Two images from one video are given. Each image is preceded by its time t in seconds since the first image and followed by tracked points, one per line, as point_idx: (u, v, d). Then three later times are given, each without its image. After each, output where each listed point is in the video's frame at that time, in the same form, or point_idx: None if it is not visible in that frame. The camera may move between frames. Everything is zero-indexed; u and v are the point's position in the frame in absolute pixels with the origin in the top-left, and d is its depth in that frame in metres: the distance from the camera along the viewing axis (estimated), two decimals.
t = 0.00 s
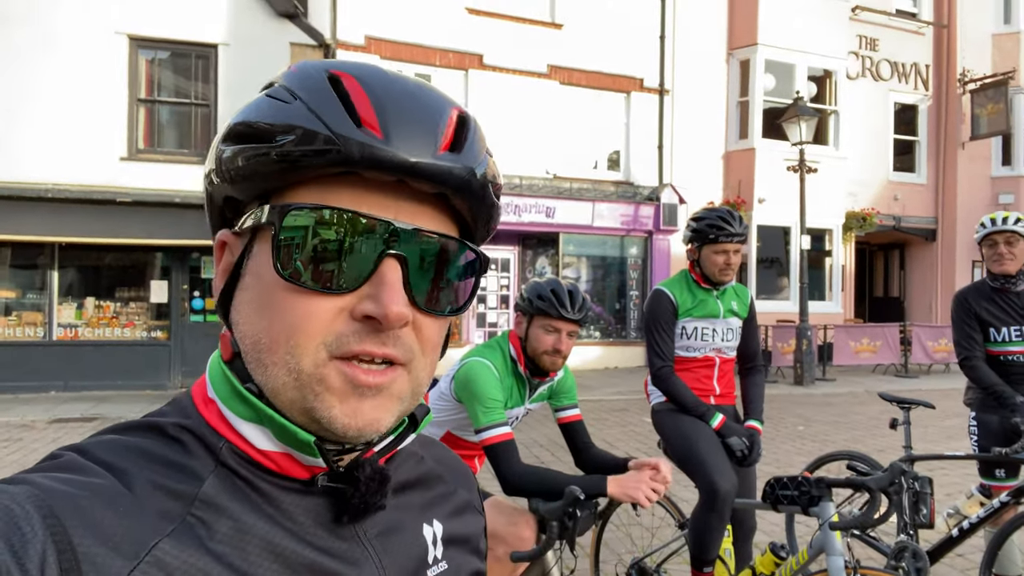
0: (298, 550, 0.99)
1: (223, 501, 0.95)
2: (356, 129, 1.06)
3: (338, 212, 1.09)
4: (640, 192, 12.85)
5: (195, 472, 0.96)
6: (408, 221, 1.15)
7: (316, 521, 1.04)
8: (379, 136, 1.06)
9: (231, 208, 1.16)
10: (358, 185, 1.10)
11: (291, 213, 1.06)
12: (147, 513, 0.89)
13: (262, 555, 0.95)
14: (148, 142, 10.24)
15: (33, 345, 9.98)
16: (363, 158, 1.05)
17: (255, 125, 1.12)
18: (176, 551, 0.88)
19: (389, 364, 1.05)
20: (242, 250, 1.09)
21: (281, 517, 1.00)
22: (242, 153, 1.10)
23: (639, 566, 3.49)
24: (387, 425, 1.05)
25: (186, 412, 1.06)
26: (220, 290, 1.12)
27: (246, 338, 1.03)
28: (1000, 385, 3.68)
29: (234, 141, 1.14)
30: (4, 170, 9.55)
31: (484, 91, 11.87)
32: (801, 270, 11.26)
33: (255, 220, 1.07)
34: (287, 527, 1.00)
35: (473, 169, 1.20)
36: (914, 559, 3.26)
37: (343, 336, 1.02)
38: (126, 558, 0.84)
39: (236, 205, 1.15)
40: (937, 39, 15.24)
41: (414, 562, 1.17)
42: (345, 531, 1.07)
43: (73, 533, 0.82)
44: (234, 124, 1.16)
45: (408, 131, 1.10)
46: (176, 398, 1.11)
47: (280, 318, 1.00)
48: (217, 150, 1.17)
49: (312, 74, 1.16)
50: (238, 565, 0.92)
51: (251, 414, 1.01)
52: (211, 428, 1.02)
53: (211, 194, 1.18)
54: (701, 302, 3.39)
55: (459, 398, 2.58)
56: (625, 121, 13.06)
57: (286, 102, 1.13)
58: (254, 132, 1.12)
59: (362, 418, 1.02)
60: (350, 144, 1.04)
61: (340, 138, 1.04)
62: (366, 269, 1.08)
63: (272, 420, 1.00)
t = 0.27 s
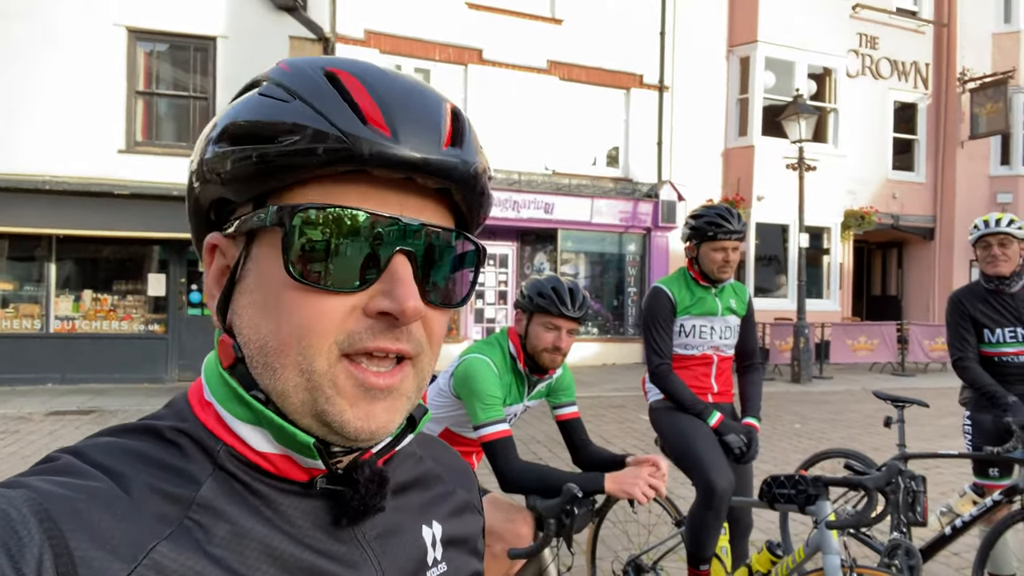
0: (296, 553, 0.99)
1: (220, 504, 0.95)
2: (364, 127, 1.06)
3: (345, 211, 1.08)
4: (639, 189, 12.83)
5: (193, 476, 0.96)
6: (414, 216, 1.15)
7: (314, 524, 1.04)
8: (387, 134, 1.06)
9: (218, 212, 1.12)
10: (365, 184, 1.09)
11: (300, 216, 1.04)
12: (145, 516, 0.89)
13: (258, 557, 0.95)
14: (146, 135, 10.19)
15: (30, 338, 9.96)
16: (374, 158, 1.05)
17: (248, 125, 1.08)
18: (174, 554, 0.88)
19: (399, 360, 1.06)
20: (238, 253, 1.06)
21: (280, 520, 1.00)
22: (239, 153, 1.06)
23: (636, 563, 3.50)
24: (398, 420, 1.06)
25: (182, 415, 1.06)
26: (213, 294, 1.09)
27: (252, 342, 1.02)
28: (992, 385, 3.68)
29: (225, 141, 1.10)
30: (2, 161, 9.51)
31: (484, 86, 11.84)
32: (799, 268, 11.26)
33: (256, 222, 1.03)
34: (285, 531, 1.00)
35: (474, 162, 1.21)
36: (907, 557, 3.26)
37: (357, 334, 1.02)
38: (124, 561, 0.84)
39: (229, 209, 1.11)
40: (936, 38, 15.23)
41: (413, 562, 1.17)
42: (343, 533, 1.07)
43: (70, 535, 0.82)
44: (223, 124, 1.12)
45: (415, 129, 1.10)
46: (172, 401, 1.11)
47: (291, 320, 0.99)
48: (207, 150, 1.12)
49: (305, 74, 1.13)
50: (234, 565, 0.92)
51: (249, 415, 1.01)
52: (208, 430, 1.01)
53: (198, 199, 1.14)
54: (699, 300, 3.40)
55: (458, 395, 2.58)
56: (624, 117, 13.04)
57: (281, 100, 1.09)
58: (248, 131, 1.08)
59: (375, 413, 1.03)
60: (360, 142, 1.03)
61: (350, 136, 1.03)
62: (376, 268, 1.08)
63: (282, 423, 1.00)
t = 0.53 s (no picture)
0: (299, 556, 0.98)
1: (223, 506, 0.94)
2: (381, 130, 1.05)
3: (357, 214, 1.07)
4: (634, 189, 12.84)
5: (195, 478, 0.95)
6: (424, 217, 1.15)
7: (318, 527, 1.03)
8: (404, 137, 1.06)
9: (213, 217, 1.08)
10: (379, 186, 1.09)
11: (316, 222, 1.03)
12: (147, 519, 0.88)
13: (260, 558, 0.94)
14: (139, 135, 10.14)
15: (23, 339, 9.90)
16: (395, 163, 1.05)
17: (250, 128, 1.04)
18: (176, 556, 0.87)
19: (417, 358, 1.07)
20: (244, 260, 1.02)
21: (283, 523, 0.99)
22: (243, 158, 1.02)
23: (632, 564, 3.54)
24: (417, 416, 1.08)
25: (185, 418, 1.05)
26: (216, 302, 1.05)
27: (268, 349, 1.00)
28: (984, 385, 3.69)
29: (228, 146, 1.05)
30: None
31: (479, 87, 11.83)
32: (793, 268, 11.29)
33: (267, 230, 1.00)
34: (289, 534, 0.99)
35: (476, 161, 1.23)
36: (901, 556, 3.26)
37: (381, 334, 1.03)
38: (127, 562, 0.83)
39: (230, 214, 1.07)
40: (930, 40, 15.30)
41: (416, 564, 1.17)
42: (347, 535, 1.06)
43: (71, 537, 0.81)
44: (219, 128, 1.07)
45: (428, 131, 1.11)
46: (174, 404, 1.10)
47: (313, 325, 0.99)
48: (203, 154, 1.07)
49: (307, 75, 1.10)
50: (235, 567, 0.91)
51: (254, 417, 1.00)
52: (211, 433, 1.00)
53: (191, 203, 1.09)
54: (695, 300, 3.40)
55: (456, 395, 2.57)
56: (619, 118, 13.06)
57: (288, 104, 1.06)
58: (253, 135, 1.04)
59: (398, 411, 1.04)
60: (381, 145, 1.03)
61: (369, 141, 1.02)
62: (392, 269, 1.08)
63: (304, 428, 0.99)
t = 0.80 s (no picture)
0: (295, 562, 0.98)
1: (219, 511, 0.95)
2: (391, 137, 1.06)
3: (365, 220, 1.08)
4: (632, 187, 12.85)
5: (192, 483, 0.95)
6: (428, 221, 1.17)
7: (314, 534, 1.03)
8: (414, 144, 1.08)
9: (212, 225, 1.08)
10: (388, 192, 1.10)
11: (327, 231, 1.04)
12: (144, 523, 0.89)
13: (255, 564, 0.94)
14: (136, 136, 10.12)
15: (21, 341, 9.89)
16: (406, 168, 1.07)
17: (258, 135, 1.04)
18: (172, 560, 0.87)
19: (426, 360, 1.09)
20: (249, 266, 1.02)
21: (280, 528, 1.00)
22: (251, 166, 1.02)
23: (632, 562, 3.54)
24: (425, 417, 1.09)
25: (183, 421, 1.06)
26: (220, 310, 1.04)
27: (278, 355, 1.00)
28: (979, 380, 3.70)
29: (235, 153, 1.05)
30: None
31: (476, 86, 11.83)
32: (791, 265, 11.30)
33: (276, 237, 1.01)
34: (285, 540, 0.99)
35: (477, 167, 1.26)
36: (898, 552, 3.27)
37: (393, 339, 1.04)
38: (122, 566, 0.84)
39: (233, 221, 1.06)
40: (927, 36, 15.30)
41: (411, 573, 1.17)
42: (343, 543, 1.07)
43: (68, 540, 0.82)
44: (224, 135, 1.06)
45: (436, 136, 1.13)
46: (172, 408, 1.11)
47: (326, 330, 1.00)
48: (206, 160, 1.07)
49: (312, 82, 1.10)
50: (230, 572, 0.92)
51: (255, 422, 1.01)
52: (209, 437, 1.01)
53: (191, 210, 1.08)
54: (693, 297, 3.41)
55: (454, 395, 2.58)
56: (617, 116, 13.06)
57: (297, 110, 1.06)
58: (261, 143, 1.04)
59: (409, 413, 1.05)
60: (393, 152, 1.04)
61: (380, 148, 1.04)
62: (399, 274, 1.10)
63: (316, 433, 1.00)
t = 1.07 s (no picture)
0: (298, 563, 0.97)
1: (221, 513, 0.94)
2: (398, 140, 1.06)
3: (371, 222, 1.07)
4: (635, 189, 12.84)
5: (193, 484, 0.94)
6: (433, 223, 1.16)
7: (317, 535, 1.02)
8: (422, 146, 1.07)
9: (217, 229, 1.06)
10: (394, 194, 1.09)
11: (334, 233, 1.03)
12: (145, 525, 0.88)
13: (258, 565, 0.93)
14: (141, 136, 10.15)
15: (25, 340, 9.91)
16: (414, 169, 1.06)
17: (264, 138, 1.03)
18: (172, 562, 0.86)
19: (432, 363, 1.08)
20: (255, 269, 1.01)
21: (282, 530, 0.99)
22: (256, 169, 1.01)
23: (635, 566, 3.50)
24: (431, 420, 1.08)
25: (183, 424, 1.05)
26: (224, 315, 1.03)
27: (283, 358, 0.99)
28: (986, 386, 3.67)
29: (242, 157, 1.04)
30: None
31: (480, 88, 11.83)
32: (795, 268, 11.27)
33: (283, 240, 1.00)
34: (288, 542, 0.98)
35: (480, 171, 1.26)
36: (903, 558, 3.27)
37: (401, 341, 1.04)
38: (123, 568, 0.83)
39: (237, 225, 1.05)
40: (932, 40, 15.27)
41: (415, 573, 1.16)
42: (347, 544, 1.06)
43: (69, 543, 0.81)
44: (230, 139, 1.05)
45: (442, 140, 1.12)
46: (172, 411, 1.10)
47: (333, 331, 0.98)
48: (211, 165, 1.06)
49: (319, 86, 1.09)
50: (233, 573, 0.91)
51: (256, 423, 1.00)
52: (210, 439, 1.00)
53: (195, 214, 1.07)
54: (696, 300, 3.40)
55: (457, 397, 2.57)
56: (621, 118, 13.05)
57: (304, 114, 1.05)
58: (266, 146, 1.03)
59: (416, 416, 1.04)
60: (400, 154, 1.04)
61: (387, 149, 1.03)
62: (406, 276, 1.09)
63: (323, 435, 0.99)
